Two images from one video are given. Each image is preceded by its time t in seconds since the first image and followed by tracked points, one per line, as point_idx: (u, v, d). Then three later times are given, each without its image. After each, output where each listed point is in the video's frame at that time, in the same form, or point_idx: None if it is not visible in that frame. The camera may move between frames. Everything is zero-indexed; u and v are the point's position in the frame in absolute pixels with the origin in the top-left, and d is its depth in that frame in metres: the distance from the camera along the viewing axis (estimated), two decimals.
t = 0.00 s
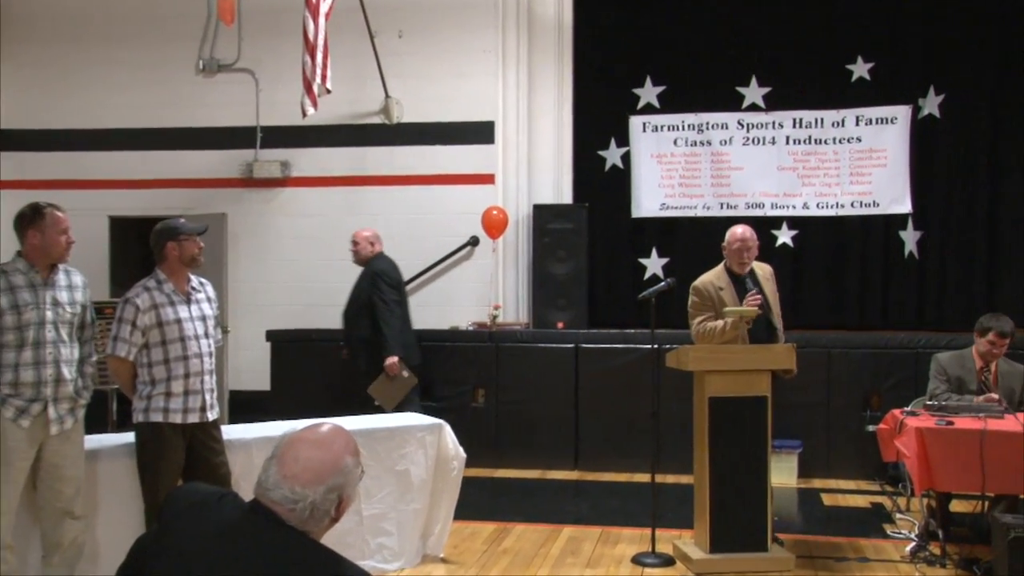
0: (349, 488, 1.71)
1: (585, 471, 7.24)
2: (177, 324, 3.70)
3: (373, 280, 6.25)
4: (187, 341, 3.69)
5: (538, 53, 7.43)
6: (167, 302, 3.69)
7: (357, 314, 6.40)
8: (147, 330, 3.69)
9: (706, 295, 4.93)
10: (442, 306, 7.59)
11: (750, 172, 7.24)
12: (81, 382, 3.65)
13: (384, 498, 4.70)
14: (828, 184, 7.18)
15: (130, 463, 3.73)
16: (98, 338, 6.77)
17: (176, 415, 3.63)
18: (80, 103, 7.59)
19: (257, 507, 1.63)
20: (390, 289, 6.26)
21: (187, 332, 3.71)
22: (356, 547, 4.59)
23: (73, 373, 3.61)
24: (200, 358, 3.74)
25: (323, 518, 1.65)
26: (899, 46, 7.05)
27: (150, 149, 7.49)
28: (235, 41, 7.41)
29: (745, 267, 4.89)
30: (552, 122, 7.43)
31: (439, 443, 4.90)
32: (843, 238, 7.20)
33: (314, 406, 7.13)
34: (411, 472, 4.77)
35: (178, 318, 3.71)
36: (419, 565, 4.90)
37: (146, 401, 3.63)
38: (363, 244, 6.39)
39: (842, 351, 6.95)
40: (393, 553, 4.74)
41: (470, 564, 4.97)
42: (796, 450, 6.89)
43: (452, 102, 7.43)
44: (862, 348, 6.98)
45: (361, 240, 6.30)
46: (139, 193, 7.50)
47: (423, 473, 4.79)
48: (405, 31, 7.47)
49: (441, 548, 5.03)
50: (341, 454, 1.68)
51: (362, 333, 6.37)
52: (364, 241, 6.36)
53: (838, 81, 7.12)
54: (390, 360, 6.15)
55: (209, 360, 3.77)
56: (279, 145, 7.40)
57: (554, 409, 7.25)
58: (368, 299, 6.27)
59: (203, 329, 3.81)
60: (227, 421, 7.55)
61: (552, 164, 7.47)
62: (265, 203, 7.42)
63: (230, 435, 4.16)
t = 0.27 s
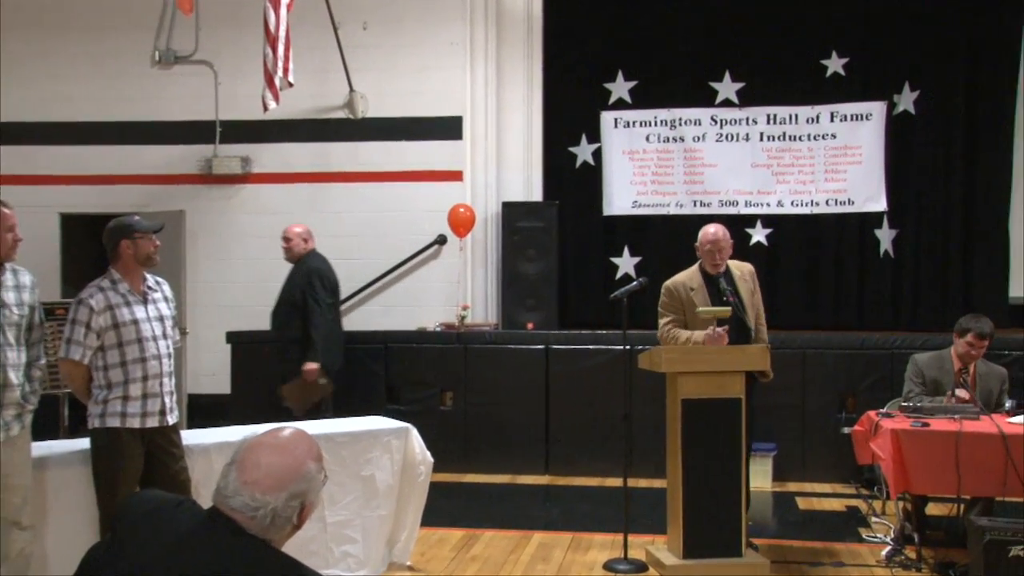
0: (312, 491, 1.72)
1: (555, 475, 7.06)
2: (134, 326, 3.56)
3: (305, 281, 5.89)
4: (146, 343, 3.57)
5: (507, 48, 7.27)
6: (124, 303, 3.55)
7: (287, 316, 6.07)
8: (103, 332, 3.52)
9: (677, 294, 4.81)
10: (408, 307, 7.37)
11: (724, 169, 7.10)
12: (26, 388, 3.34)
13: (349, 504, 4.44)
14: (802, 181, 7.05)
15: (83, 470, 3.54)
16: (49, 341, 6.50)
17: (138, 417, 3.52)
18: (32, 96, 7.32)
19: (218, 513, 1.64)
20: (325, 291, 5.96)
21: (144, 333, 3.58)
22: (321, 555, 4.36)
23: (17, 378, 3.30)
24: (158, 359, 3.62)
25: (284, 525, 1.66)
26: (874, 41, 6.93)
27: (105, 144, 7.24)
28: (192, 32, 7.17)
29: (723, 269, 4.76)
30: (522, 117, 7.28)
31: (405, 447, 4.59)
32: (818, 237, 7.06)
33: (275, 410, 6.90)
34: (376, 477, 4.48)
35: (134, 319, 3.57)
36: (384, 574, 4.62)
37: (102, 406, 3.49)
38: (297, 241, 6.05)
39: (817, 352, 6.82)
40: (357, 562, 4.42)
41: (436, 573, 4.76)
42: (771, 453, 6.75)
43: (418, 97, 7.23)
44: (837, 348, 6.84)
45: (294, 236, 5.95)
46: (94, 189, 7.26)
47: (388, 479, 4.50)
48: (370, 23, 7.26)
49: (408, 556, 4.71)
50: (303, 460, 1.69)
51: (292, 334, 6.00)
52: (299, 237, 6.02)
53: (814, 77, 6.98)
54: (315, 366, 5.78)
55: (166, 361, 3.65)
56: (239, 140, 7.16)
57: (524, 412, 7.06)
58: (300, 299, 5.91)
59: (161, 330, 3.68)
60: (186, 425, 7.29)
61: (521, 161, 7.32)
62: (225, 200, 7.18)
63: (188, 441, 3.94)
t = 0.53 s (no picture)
0: (281, 498, 1.74)
1: (531, 480, 6.86)
2: (96, 328, 3.52)
3: (241, 278, 6.04)
4: (107, 345, 3.53)
5: (480, 40, 7.10)
6: (85, 304, 3.49)
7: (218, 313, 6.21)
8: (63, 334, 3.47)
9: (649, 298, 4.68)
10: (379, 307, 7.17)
11: (703, 165, 6.95)
12: None
13: (318, 511, 4.18)
14: (783, 178, 6.90)
15: (38, 476, 3.38)
16: (4, 341, 6.25)
17: (99, 421, 3.47)
18: None
19: (184, 521, 1.67)
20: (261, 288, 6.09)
21: (106, 335, 3.54)
22: (289, 565, 4.12)
23: None
24: (120, 362, 3.59)
25: (251, 533, 1.68)
26: (856, 35, 6.79)
27: (65, 139, 7.02)
28: (154, 22, 6.99)
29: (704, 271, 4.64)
30: (496, 112, 7.11)
31: (377, 452, 4.35)
32: (799, 235, 6.90)
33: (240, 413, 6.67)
34: (347, 483, 4.24)
35: (95, 320, 3.52)
36: None
37: (61, 409, 3.44)
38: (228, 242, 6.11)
39: (798, 352, 6.67)
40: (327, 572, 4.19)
41: None
42: (752, 456, 6.58)
43: (388, 91, 7.05)
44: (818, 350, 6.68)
45: (224, 236, 6.00)
46: (54, 185, 7.03)
47: (360, 485, 4.26)
48: (340, 15, 7.08)
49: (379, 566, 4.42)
50: (271, 467, 1.72)
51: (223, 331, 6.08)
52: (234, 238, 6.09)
53: (794, 71, 6.83)
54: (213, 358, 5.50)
55: (127, 364, 3.61)
56: (205, 135, 6.97)
57: (499, 415, 6.87)
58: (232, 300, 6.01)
59: (124, 332, 3.66)
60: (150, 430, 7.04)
61: (496, 157, 7.13)
62: (190, 196, 6.98)
63: (151, 447, 3.76)
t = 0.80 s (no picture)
0: (261, 502, 1.61)
1: (517, 486, 6.66)
2: (65, 329, 3.32)
3: (172, 274, 5.01)
4: (77, 346, 3.34)
5: (464, 32, 6.91)
6: (54, 304, 3.30)
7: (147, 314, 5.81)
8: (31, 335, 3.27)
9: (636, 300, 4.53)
10: (360, 307, 6.97)
11: (692, 162, 6.77)
12: None
13: (298, 517, 3.96)
14: (775, 175, 6.72)
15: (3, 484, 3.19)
16: None
17: (68, 426, 3.28)
18: None
19: (155, 528, 1.53)
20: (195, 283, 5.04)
21: (76, 337, 3.35)
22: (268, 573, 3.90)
23: None
24: (91, 365, 3.39)
25: (228, 540, 1.54)
26: (849, 27, 6.61)
27: (37, 133, 6.85)
28: (125, 13, 6.84)
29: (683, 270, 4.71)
30: (480, 106, 6.92)
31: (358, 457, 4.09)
32: (791, 233, 6.72)
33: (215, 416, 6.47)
34: (326, 488, 4.01)
35: (65, 321, 3.33)
36: None
37: (27, 414, 3.24)
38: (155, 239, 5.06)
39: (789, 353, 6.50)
40: None
41: None
42: (743, 460, 6.39)
43: (369, 84, 6.86)
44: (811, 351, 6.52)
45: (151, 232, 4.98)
46: (25, 181, 6.86)
47: (342, 490, 4.03)
48: (320, 6, 6.89)
49: None
50: (248, 470, 1.59)
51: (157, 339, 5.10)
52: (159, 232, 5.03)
53: (786, 64, 6.65)
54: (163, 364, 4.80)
55: (99, 366, 3.42)
56: (179, 129, 6.80)
57: (483, 418, 6.67)
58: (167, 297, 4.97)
59: (95, 333, 3.45)
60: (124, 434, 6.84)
61: (480, 153, 6.95)
62: (163, 192, 6.84)
63: (124, 451, 3.54)
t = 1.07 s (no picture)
0: (249, 508, 1.62)
1: (515, 491, 6.47)
2: (49, 330, 3.33)
3: (129, 272, 4.76)
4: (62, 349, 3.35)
5: (460, 25, 6.73)
6: (38, 306, 3.31)
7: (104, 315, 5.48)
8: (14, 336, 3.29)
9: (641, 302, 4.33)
10: (354, 307, 6.79)
11: (696, 158, 6.56)
12: None
13: (291, 523, 3.87)
14: (781, 171, 6.52)
15: None
16: None
17: (52, 429, 3.28)
18: None
19: (144, 535, 1.54)
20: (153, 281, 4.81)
21: (60, 338, 3.36)
22: None
23: None
24: (76, 366, 3.41)
25: (217, 547, 1.55)
26: (857, 19, 6.42)
27: (23, 129, 6.71)
28: (111, 4, 6.67)
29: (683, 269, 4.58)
30: (477, 100, 6.73)
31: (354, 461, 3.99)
32: (797, 231, 6.53)
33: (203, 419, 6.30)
34: (320, 494, 3.91)
35: (49, 321, 3.34)
36: None
37: (10, 417, 3.25)
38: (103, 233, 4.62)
39: (795, 354, 6.30)
40: None
41: None
42: (748, 465, 6.20)
43: (363, 78, 6.68)
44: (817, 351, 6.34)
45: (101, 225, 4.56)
46: (11, 178, 6.72)
47: (334, 495, 3.92)
48: None
49: None
50: (238, 476, 1.60)
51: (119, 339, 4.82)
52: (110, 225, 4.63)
53: (791, 57, 6.46)
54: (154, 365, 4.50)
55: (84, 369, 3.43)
56: (168, 124, 6.64)
57: (481, 421, 6.48)
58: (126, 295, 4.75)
59: (80, 334, 3.47)
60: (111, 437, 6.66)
61: (478, 148, 6.76)
62: (152, 189, 6.68)
63: (110, 456, 3.52)
